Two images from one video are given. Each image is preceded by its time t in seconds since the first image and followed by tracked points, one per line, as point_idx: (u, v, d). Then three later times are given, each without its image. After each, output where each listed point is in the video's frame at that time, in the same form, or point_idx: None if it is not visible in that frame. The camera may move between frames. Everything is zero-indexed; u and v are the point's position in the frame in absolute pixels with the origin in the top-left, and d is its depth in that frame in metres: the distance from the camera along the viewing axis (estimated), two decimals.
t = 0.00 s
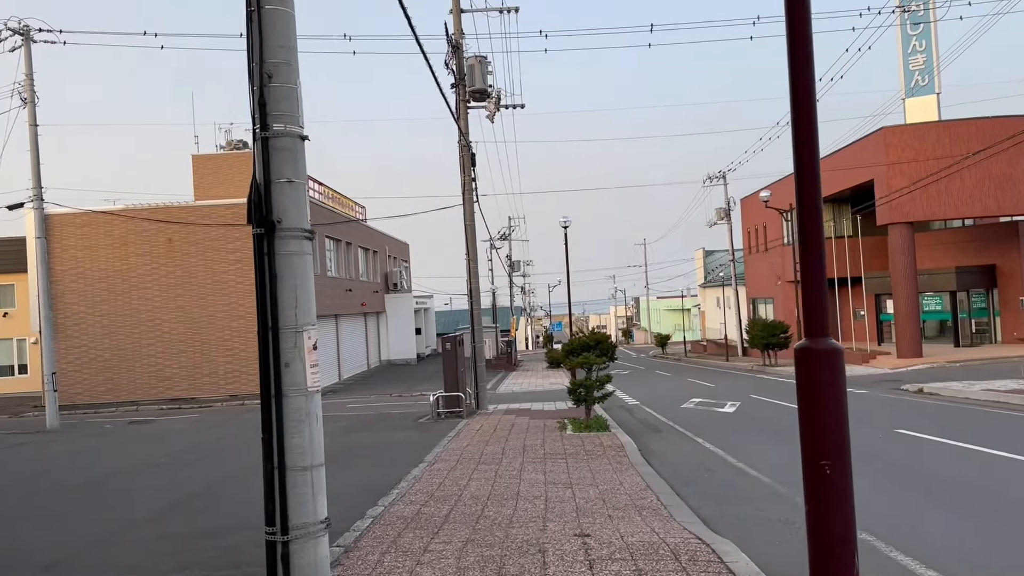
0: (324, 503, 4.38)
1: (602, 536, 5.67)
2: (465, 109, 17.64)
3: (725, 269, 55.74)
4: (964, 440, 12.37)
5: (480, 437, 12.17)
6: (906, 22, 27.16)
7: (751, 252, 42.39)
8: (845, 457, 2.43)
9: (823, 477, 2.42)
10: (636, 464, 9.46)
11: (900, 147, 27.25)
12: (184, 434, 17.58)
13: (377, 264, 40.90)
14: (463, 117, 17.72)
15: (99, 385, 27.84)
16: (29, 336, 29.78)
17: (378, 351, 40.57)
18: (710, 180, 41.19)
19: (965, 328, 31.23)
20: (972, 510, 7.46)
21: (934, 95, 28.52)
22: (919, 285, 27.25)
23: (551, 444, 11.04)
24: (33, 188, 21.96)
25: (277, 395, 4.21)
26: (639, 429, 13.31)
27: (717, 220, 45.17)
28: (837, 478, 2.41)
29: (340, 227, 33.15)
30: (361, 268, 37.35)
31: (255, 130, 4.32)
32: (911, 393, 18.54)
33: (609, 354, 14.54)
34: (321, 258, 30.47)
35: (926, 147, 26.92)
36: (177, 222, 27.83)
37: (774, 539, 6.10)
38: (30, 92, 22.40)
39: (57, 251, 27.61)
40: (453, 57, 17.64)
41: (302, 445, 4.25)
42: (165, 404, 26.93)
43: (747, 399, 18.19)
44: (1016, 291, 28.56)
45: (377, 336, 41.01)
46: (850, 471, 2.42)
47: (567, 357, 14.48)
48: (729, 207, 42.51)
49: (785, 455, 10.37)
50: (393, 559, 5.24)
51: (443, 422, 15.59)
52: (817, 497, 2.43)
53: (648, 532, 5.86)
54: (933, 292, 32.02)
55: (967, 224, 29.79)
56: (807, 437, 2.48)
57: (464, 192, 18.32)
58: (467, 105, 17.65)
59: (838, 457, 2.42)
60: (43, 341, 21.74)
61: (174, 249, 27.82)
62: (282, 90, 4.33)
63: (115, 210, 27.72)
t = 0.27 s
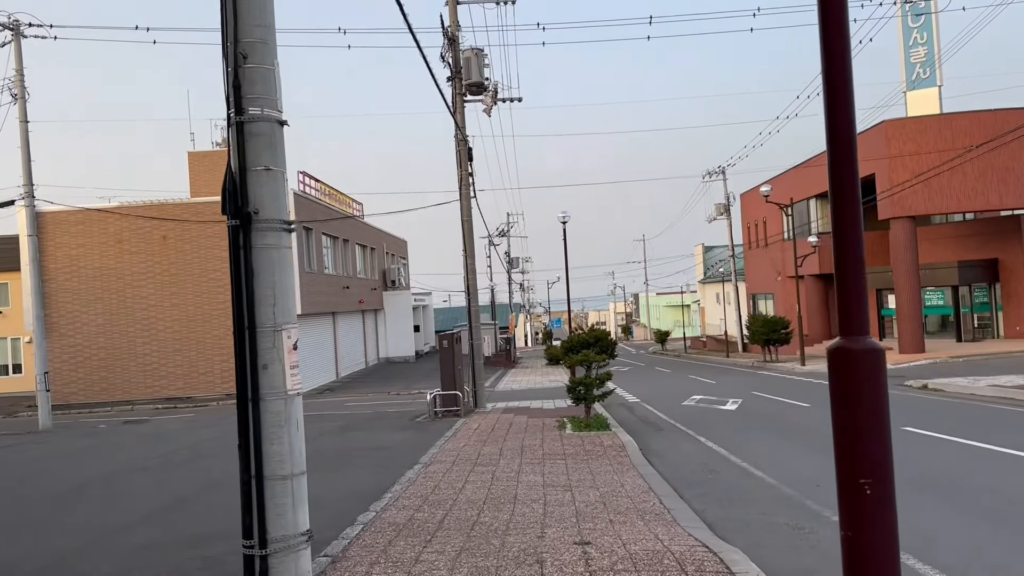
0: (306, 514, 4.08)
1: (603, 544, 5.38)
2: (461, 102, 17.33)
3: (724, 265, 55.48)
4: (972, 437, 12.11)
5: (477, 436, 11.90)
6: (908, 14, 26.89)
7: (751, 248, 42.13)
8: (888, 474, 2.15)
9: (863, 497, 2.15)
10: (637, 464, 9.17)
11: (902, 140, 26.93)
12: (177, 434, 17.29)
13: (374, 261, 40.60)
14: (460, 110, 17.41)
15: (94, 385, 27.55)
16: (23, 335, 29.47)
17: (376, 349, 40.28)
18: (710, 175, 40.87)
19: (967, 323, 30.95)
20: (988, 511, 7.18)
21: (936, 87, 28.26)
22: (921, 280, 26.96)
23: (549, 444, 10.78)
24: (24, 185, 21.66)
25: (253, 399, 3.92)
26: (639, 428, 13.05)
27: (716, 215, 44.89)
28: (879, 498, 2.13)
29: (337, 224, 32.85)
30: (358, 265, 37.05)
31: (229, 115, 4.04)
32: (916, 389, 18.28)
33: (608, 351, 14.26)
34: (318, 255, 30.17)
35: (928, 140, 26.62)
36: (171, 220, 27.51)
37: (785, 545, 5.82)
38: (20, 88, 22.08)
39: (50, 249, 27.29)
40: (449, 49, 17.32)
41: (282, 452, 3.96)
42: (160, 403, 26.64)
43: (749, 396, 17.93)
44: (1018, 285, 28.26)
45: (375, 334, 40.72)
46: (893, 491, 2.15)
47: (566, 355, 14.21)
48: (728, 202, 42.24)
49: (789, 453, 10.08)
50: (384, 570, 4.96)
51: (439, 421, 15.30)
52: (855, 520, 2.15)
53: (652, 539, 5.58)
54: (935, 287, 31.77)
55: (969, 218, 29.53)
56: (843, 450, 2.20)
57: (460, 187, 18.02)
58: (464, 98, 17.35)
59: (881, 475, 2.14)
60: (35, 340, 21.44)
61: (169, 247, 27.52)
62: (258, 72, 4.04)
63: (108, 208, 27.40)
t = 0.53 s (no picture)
0: (279, 526, 3.73)
1: (603, 553, 5.04)
2: (456, 93, 16.95)
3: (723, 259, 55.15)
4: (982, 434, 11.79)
5: (472, 434, 11.56)
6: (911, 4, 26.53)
7: (750, 242, 41.82)
8: (955, 499, 1.81)
9: (928, 529, 1.82)
10: (638, 464, 8.81)
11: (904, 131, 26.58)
12: (167, 433, 16.94)
13: (370, 257, 40.23)
14: (454, 101, 17.04)
15: (86, 382, 27.19)
16: (15, 333, 29.09)
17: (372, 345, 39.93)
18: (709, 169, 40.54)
19: (969, 317, 30.62)
20: (1008, 511, 6.83)
21: (939, 78, 27.90)
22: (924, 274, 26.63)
23: (546, 442, 10.44)
24: (12, 179, 21.27)
25: (218, 400, 3.56)
26: (640, 426, 12.71)
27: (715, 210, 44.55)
28: (946, 529, 1.80)
29: (332, 219, 32.48)
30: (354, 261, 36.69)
31: (191, 91, 3.68)
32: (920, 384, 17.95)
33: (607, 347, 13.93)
34: (313, 250, 29.78)
35: (931, 131, 26.27)
36: (163, 215, 27.11)
37: (795, 551, 5.48)
38: (8, 80, 21.67)
39: (41, 245, 26.89)
40: (443, 39, 16.94)
41: (251, 460, 3.61)
42: (154, 401, 26.27)
43: (750, 392, 17.61)
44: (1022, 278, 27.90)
45: (372, 330, 40.37)
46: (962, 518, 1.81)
47: (563, 351, 13.86)
48: (727, 196, 41.91)
49: (794, 451, 9.73)
50: None
51: (434, 419, 14.95)
52: (915, 553, 1.82)
53: (654, 547, 5.23)
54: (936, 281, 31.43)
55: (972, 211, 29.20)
56: (904, 466, 1.87)
57: (455, 179, 17.66)
58: (458, 89, 16.97)
59: (947, 501, 1.81)
60: (23, 337, 21.06)
61: (161, 243, 27.13)
62: (220, 40, 3.68)
63: (100, 203, 26.98)
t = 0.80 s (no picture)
0: (253, 535, 3.44)
1: (605, 559, 4.76)
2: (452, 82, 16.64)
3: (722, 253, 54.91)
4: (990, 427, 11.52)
5: (468, 431, 11.28)
6: None
7: (749, 235, 41.56)
8: None
9: None
10: (639, 461, 8.53)
11: (906, 122, 26.30)
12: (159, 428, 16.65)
13: (367, 251, 39.93)
14: (450, 91, 16.73)
15: (79, 378, 26.90)
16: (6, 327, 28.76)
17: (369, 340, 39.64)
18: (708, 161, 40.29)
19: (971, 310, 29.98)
20: None
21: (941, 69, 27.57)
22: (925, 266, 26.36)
23: (544, 438, 10.17)
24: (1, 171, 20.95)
25: (184, 400, 3.26)
26: (640, 421, 12.44)
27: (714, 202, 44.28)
28: None
29: (327, 213, 32.16)
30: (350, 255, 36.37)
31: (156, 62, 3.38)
32: (923, 377, 17.71)
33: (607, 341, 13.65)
34: (308, 244, 29.46)
35: (933, 122, 26.00)
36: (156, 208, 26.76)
37: (806, 553, 5.19)
38: None
39: (33, 238, 26.56)
40: (439, 26, 16.61)
41: (221, 464, 3.30)
42: (147, 396, 25.98)
43: (752, 387, 17.34)
44: None
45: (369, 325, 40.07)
46: None
47: (562, 344, 13.58)
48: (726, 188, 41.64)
49: (800, 447, 9.46)
50: None
51: (430, 414, 14.65)
52: None
53: (658, 552, 4.93)
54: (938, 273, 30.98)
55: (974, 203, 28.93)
56: (996, 489, 1.60)
57: (452, 171, 17.36)
58: (454, 78, 16.65)
59: None
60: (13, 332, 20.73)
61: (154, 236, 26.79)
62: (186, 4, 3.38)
63: (93, 196, 26.62)
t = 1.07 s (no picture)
0: (223, 552, 3.09)
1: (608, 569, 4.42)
2: (445, 67, 16.23)
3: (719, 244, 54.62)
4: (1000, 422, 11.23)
5: (462, 426, 10.93)
6: None
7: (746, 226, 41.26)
8: None
9: None
10: (640, 459, 8.21)
11: (906, 112, 26.01)
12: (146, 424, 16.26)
13: (361, 243, 39.50)
14: (443, 77, 16.32)
15: (68, 372, 26.48)
16: None
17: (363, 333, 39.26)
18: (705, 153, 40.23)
19: (970, 301, 29.97)
20: None
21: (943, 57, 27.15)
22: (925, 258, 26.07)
23: (541, 435, 9.82)
24: None
25: (142, 402, 2.90)
26: (639, 415, 12.11)
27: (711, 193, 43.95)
28: None
29: (320, 204, 31.72)
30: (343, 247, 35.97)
31: (107, 24, 3.02)
32: (926, 370, 17.41)
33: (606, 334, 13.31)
34: (300, 235, 29.05)
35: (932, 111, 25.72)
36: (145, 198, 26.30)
37: (821, 561, 4.87)
38: None
39: (20, 230, 26.12)
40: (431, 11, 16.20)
41: (184, 474, 2.95)
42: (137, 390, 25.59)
43: (752, 380, 17.05)
44: None
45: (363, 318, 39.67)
46: None
47: (558, 337, 13.22)
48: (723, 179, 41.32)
49: (806, 444, 9.14)
50: None
51: (424, 409, 14.31)
52: None
53: (664, 562, 4.58)
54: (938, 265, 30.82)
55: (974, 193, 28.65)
56: None
57: (445, 159, 16.98)
58: (448, 64, 16.25)
59: None
60: None
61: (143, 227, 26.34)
62: None
63: (80, 186, 26.14)
